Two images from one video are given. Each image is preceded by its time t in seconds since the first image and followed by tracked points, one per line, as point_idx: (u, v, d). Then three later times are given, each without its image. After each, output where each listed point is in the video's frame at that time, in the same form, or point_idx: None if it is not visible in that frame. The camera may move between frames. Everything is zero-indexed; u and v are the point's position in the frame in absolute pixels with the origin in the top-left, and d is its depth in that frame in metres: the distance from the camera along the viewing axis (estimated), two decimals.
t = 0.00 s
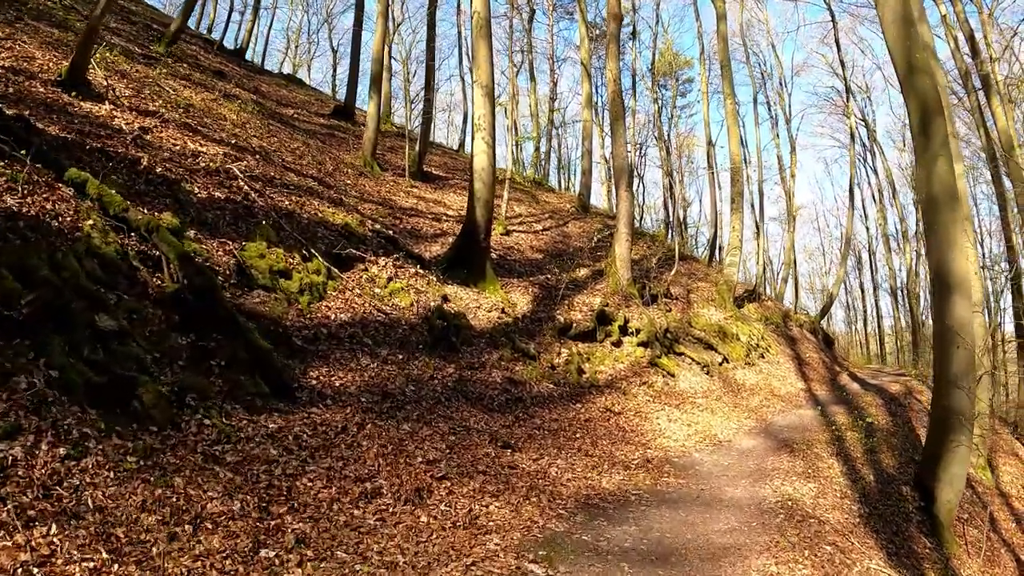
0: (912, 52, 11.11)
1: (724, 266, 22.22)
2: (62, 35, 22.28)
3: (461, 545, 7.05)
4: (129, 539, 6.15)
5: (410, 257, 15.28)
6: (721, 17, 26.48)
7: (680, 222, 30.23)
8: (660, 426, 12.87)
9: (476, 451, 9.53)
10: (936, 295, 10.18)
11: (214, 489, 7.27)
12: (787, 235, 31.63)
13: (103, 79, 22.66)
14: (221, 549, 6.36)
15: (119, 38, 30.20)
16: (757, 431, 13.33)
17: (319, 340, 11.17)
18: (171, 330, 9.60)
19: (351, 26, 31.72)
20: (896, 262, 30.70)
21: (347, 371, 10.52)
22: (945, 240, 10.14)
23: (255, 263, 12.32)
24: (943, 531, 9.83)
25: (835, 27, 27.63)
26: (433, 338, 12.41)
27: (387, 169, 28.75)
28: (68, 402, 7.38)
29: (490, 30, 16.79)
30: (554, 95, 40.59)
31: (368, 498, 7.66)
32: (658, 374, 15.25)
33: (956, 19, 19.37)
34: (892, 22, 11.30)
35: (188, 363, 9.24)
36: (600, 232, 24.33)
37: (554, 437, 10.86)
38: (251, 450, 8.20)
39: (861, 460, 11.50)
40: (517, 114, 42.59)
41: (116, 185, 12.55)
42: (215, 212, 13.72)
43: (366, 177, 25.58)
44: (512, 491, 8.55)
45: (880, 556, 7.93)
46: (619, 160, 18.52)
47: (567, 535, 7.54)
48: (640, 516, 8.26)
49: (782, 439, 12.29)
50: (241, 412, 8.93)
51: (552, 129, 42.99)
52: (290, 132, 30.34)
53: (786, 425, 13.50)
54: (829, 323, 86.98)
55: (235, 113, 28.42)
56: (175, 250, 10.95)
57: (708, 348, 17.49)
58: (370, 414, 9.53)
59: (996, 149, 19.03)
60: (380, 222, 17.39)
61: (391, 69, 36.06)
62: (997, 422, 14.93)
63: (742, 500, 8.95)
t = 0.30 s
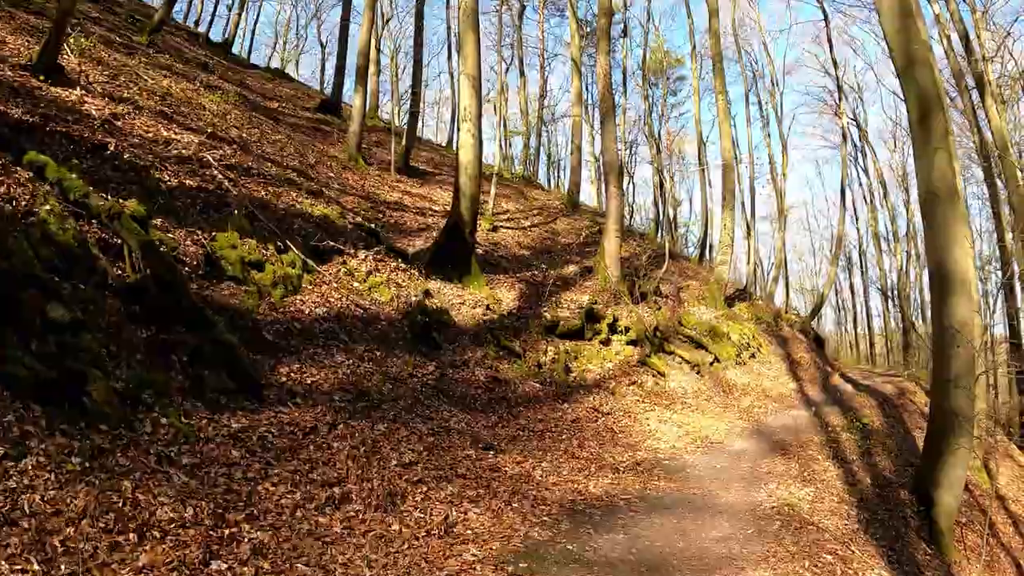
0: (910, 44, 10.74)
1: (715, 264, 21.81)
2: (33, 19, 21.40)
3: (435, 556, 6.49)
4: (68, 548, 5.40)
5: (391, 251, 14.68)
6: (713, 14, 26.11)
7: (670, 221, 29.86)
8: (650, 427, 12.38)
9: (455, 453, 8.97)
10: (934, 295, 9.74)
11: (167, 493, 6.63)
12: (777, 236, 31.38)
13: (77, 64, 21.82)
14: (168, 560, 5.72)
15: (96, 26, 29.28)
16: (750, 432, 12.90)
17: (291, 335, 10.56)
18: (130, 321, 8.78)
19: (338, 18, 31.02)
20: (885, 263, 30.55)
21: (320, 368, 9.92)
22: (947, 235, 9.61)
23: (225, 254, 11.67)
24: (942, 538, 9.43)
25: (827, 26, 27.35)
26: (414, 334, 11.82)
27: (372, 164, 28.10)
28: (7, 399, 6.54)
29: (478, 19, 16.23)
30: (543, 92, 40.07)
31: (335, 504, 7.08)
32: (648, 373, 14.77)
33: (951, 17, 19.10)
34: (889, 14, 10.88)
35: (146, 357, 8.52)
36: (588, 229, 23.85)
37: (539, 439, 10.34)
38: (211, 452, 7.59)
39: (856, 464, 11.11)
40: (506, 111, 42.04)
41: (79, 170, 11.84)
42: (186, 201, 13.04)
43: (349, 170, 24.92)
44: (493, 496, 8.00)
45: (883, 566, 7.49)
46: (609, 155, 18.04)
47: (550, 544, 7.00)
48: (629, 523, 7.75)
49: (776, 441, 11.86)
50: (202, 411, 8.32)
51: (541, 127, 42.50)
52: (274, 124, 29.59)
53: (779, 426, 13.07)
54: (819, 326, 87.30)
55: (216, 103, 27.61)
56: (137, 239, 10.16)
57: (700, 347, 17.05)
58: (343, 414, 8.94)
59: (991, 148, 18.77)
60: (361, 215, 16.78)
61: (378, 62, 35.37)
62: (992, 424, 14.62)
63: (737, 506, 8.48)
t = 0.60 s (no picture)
0: (898, 42, 10.67)
1: (691, 265, 21.60)
2: None
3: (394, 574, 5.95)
4: None
5: (359, 246, 14.04)
6: (693, 13, 25.95)
7: (646, 221, 29.69)
8: (624, 430, 12.00)
9: (420, 458, 8.43)
10: (921, 299, 9.98)
11: (98, 505, 5.94)
12: (753, 238, 31.45)
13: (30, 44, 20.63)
14: None
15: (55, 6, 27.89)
16: (728, 436, 12.60)
17: (247, 333, 9.89)
18: (70, 315, 8.05)
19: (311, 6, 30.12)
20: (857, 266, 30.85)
21: (276, 368, 9.28)
22: (932, 240, 9.98)
23: (179, 245, 10.92)
24: (925, 543, 9.38)
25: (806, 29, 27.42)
26: (379, 333, 11.23)
27: (343, 157, 27.31)
28: None
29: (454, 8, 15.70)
30: (521, 90, 39.65)
31: (286, 516, 6.48)
32: (623, 375, 14.40)
33: (930, 21, 19.17)
34: (879, 11, 10.79)
35: (88, 355, 7.74)
36: (564, 228, 23.47)
37: (510, 443, 9.85)
38: (152, 457, 6.91)
39: (835, 468, 10.87)
40: (483, 108, 41.51)
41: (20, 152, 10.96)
42: (139, 188, 12.23)
43: (320, 163, 24.14)
44: (459, 505, 7.49)
45: None
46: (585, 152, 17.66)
47: (519, 560, 6.52)
48: (604, 535, 7.31)
49: (753, 445, 11.58)
50: (146, 413, 7.58)
51: (518, 125, 42.08)
52: (242, 115, 28.56)
53: (756, 429, 12.81)
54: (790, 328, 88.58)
55: (182, 91, 26.50)
56: (83, 227, 9.10)
57: (675, 348, 16.76)
58: (300, 416, 8.33)
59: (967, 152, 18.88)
60: (328, 209, 16.10)
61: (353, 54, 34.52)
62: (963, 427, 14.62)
63: (717, 515, 8.12)
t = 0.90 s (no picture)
0: (899, 34, 10.36)
1: (683, 264, 21.27)
2: None
3: None
4: None
5: (342, 240, 13.47)
6: (686, 9, 25.67)
7: (637, 220, 29.37)
8: (616, 432, 11.57)
9: (402, 463, 7.92)
10: (923, 298, 9.67)
11: (43, 515, 5.34)
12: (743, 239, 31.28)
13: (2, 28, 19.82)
14: None
15: None
16: (723, 438, 12.21)
17: (220, 329, 9.31)
18: (26, 308, 7.13)
19: None
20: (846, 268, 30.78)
21: (250, 366, 8.72)
22: (934, 237, 9.67)
23: (150, 236, 10.31)
24: (927, 550, 9.04)
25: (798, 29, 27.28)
26: (361, 330, 10.70)
27: (329, 152, 26.69)
28: None
29: None
30: (511, 88, 39.24)
31: (252, 528, 5.94)
32: (614, 375, 13.98)
33: (925, 20, 19.02)
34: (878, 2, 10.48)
35: (42, 351, 6.97)
36: (554, 226, 23.05)
37: (498, 446, 9.37)
38: (108, 462, 6.31)
39: (835, 471, 10.50)
40: (472, 106, 41.05)
41: None
42: (109, 176, 11.58)
43: (304, 157, 23.52)
44: (442, 513, 7.00)
45: None
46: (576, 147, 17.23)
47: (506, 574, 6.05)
48: (598, 545, 6.86)
49: (749, 448, 11.19)
50: (103, 414, 6.93)
51: (508, 123, 41.64)
52: (225, 107, 27.83)
53: (751, 431, 12.45)
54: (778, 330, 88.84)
55: (162, 82, 25.74)
56: (44, 214, 8.25)
57: (667, 348, 16.39)
58: (272, 418, 7.78)
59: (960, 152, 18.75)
60: (310, 202, 15.53)
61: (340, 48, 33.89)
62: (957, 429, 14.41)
63: (715, 522, 7.72)
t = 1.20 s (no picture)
0: (898, 25, 10.06)
1: (674, 262, 20.94)
2: None
3: None
4: None
5: (321, 236, 12.91)
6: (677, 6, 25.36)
7: (626, 218, 29.06)
8: (606, 436, 11.15)
9: (380, 471, 7.43)
10: (924, 295, 9.37)
11: None
12: (733, 239, 31.07)
13: None
14: None
15: None
16: (716, 441, 11.83)
17: (187, 328, 8.74)
18: None
19: None
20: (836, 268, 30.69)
21: (217, 368, 8.18)
22: (935, 233, 9.37)
23: (115, 229, 9.67)
24: (927, 555, 8.72)
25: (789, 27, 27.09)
26: (339, 330, 10.19)
27: (313, 148, 26.07)
28: None
29: None
30: (499, 86, 38.79)
31: (211, 546, 5.42)
32: (604, 376, 13.56)
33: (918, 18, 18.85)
34: None
35: None
36: (542, 224, 22.63)
37: (483, 452, 8.90)
38: (55, 472, 5.61)
39: (833, 476, 10.16)
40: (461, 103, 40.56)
41: None
42: (73, 166, 10.94)
43: (286, 152, 22.90)
44: (422, 526, 6.52)
45: None
46: (566, 143, 16.81)
47: None
48: (588, 560, 6.42)
49: (744, 451, 10.81)
50: (55, 419, 6.21)
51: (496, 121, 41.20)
52: (206, 101, 27.08)
53: (744, 434, 12.08)
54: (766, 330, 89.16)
55: (140, 73, 24.95)
56: None
57: (657, 348, 16.03)
58: (240, 423, 7.25)
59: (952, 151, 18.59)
60: (290, 196, 14.96)
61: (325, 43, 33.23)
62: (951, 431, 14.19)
63: (711, 533, 7.32)
